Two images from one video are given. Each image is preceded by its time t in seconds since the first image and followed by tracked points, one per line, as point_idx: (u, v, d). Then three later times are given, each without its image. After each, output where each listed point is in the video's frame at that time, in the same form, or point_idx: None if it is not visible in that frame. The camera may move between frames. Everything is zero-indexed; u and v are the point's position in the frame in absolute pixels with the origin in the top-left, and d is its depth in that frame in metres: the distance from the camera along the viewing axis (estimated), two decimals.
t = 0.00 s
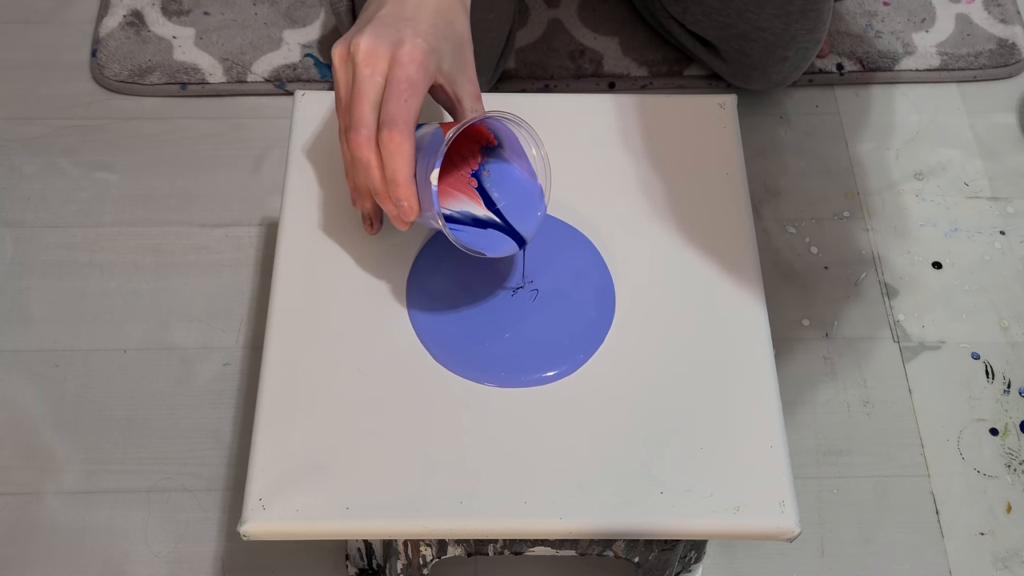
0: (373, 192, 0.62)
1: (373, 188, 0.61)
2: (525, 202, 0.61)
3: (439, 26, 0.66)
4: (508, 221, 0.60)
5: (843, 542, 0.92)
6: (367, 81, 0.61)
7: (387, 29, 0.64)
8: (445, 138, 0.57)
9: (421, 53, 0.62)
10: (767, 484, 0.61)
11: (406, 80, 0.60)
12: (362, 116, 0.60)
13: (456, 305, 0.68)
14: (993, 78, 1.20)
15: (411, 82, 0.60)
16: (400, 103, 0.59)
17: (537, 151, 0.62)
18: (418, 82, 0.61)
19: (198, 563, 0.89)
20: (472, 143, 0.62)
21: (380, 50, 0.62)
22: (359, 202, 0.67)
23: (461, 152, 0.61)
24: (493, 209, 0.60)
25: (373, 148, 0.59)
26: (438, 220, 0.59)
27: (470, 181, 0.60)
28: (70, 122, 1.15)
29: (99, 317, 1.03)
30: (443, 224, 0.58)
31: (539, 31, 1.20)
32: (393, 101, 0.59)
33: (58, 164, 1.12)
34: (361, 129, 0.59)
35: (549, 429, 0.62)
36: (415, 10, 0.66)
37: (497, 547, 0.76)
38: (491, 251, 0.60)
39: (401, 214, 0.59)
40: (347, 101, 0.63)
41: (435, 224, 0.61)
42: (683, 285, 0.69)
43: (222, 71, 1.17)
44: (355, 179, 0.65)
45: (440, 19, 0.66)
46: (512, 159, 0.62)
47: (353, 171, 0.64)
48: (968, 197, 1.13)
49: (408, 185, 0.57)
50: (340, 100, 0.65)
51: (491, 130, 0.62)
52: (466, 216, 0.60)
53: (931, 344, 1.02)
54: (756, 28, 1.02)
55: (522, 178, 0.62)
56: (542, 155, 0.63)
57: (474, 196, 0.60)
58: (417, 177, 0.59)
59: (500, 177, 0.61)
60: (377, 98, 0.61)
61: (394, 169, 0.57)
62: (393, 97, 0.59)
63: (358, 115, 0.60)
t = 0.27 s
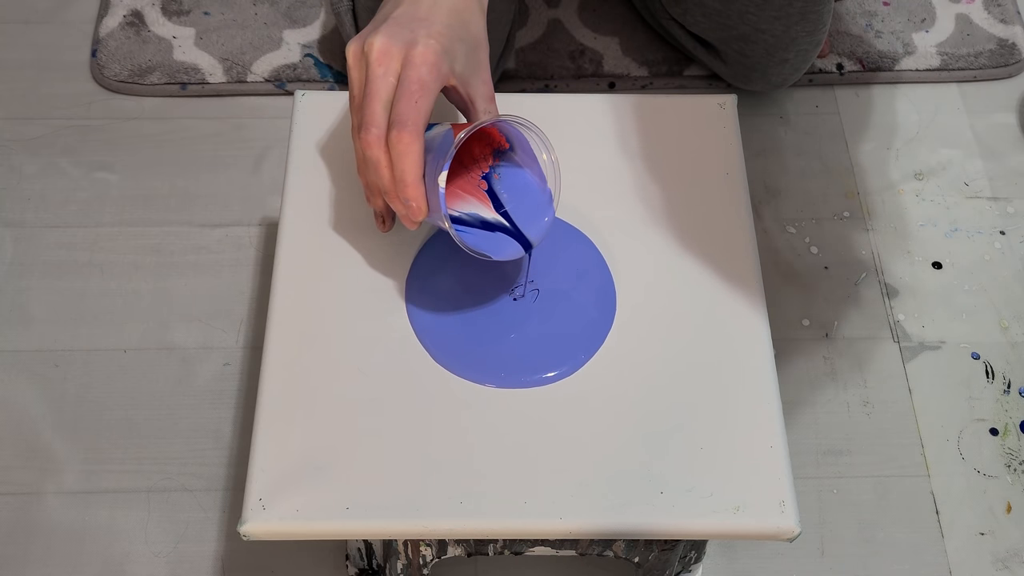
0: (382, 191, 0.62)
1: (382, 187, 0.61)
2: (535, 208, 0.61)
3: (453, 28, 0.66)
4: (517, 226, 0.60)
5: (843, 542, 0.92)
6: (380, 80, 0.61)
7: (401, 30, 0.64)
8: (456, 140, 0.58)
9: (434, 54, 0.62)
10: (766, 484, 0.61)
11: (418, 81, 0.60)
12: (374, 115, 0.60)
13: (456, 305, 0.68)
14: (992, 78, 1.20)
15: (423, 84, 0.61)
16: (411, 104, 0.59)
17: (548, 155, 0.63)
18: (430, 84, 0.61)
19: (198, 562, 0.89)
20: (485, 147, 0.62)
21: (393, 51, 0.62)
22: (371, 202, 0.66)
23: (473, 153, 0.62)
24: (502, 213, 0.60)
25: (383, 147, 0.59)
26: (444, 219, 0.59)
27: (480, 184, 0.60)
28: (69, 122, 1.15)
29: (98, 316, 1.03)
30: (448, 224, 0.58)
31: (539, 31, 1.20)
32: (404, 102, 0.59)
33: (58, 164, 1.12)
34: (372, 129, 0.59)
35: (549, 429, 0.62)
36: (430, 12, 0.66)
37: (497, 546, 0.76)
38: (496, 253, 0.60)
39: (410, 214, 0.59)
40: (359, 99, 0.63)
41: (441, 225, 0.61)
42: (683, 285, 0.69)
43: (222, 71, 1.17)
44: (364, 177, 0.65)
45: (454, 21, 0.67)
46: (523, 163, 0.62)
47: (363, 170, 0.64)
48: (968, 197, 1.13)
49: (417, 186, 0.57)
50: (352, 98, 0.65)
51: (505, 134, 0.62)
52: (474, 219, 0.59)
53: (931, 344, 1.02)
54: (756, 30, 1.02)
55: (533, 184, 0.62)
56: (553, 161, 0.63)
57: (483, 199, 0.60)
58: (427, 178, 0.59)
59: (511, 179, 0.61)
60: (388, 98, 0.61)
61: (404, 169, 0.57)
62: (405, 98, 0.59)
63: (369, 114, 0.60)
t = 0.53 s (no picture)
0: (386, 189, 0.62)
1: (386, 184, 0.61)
2: (539, 211, 0.61)
3: (462, 28, 0.66)
4: (521, 230, 0.60)
5: (843, 543, 0.92)
6: (387, 79, 0.61)
7: (410, 28, 0.64)
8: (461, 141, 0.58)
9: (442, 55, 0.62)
10: (766, 484, 0.61)
11: (425, 81, 0.60)
12: (380, 113, 0.60)
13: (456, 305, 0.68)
14: (992, 78, 1.20)
15: (430, 84, 0.61)
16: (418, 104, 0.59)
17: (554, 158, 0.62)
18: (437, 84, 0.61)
19: (198, 562, 0.89)
20: (491, 147, 0.62)
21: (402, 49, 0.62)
22: (376, 198, 0.67)
23: (477, 153, 0.61)
24: (507, 216, 0.60)
25: (388, 145, 0.59)
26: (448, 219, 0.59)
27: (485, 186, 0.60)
28: (70, 122, 1.15)
29: (98, 317, 1.03)
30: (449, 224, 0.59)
31: (539, 31, 1.20)
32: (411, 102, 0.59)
33: (58, 164, 1.13)
34: (378, 127, 0.59)
35: (549, 430, 0.62)
36: (440, 10, 0.66)
37: (497, 547, 0.76)
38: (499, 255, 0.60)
39: (413, 213, 0.59)
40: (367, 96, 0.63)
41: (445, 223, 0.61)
42: (683, 286, 0.69)
43: (221, 71, 1.17)
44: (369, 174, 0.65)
45: (464, 21, 0.66)
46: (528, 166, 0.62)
47: (368, 166, 0.64)
48: (968, 197, 1.13)
49: (421, 186, 0.58)
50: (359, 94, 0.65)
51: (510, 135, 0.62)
52: (478, 220, 0.59)
53: (931, 344, 1.02)
54: (757, 31, 1.02)
55: (538, 187, 0.62)
56: (558, 164, 0.63)
57: (488, 201, 0.60)
58: (430, 177, 0.59)
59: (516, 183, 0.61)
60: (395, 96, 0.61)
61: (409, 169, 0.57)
62: (412, 98, 0.59)
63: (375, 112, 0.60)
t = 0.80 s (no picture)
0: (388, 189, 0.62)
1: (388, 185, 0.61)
2: (541, 212, 0.61)
3: (463, 29, 0.66)
4: (523, 231, 0.60)
5: (843, 543, 0.92)
6: (389, 80, 0.61)
7: (411, 30, 0.64)
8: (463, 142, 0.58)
9: (444, 57, 0.63)
10: (766, 484, 0.61)
11: (428, 83, 0.60)
12: (382, 115, 0.59)
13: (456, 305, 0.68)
14: (992, 78, 1.20)
15: (432, 86, 0.61)
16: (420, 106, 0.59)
17: (555, 160, 0.62)
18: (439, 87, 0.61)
19: (198, 562, 0.89)
20: (492, 148, 0.62)
21: (404, 51, 0.62)
22: (377, 198, 0.67)
23: (478, 155, 0.62)
24: (509, 216, 0.60)
25: (390, 147, 0.59)
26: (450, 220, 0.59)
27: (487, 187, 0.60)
28: (70, 122, 1.15)
29: (98, 317, 1.03)
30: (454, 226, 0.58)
31: (539, 31, 1.20)
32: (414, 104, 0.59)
33: (58, 164, 1.13)
34: (380, 128, 0.59)
35: (549, 430, 0.62)
36: (441, 11, 0.66)
37: (497, 546, 0.76)
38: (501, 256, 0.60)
39: (416, 214, 0.59)
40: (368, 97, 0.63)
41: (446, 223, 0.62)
42: (683, 286, 0.69)
43: (221, 71, 1.17)
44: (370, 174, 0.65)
45: (465, 22, 0.66)
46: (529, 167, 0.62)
47: (369, 166, 0.64)
48: (968, 197, 1.13)
49: (424, 188, 0.58)
50: (360, 94, 0.65)
51: (511, 136, 0.62)
52: (481, 221, 0.59)
53: (931, 344, 1.02)
54: (757, 31, 1.02)
55: (540, 187, 0.62)
56: (559, 166, 0.63)
57: (491, 202, 0.60)
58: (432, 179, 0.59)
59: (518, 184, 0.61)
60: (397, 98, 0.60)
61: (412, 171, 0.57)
62: (414, 100, 0.59)
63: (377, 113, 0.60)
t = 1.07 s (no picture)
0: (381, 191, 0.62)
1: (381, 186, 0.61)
2: (533, 215, 0.61)
3: (458, 30, 0.66)
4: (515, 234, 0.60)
5: (843, 543, 0.92)
6: (383, 82, 0.61)
7: (405, 31, 0.64)
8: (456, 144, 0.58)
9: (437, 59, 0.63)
10: (766, 484, 0.61)
11: (421, 85, 0.61)
12: (375, 116, 0.60)
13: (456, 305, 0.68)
14: (992, 78, 1.20)
15: (426, 87, 0.61)
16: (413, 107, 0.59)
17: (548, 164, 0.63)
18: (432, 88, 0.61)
19: (198, 562, 0.89)
20: (485, 151, 0.62)
21: (398, 52, 0.62)
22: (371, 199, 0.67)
23: (472, 157, 0.62)
24: (503, 220, 0.60)
25: (383, 148, 0.59)
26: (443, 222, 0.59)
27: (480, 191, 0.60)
28: (70, 122, 1.15)
29: (98, 317, 1.03)
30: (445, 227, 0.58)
31: (538, 31, 1.20)
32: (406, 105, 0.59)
33: (58, 164, 1.13)
34: (373, 129, 0.59)
35: (549, 430, 0.62)
36: (435, 13, 0.66)
37: (497, 547, 0.76)
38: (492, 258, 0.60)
39: (408, 215, 0.59)
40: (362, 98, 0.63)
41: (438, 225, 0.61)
42: (683, 287, 0.69)
43: (221, 71, 1.17)
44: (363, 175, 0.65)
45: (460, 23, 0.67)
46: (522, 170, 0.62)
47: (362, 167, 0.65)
48: (968, 197, 1.13)
49: (417, 190, 0.58)
50: (355, 95, 0.65)
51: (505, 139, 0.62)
52: (475, 224, 0.59)
53: (931, 344, 1.02)
54: (758, 31, 1.02)
55: (532, 191, 0.62)
56: (552, 170, 0.63)
57: (485, 207, 0.60)
58: (426, 181, 0.59)
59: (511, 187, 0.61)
60: (390, 99, 0.61)
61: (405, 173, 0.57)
62: (407, 101, 0.59)
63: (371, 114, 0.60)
